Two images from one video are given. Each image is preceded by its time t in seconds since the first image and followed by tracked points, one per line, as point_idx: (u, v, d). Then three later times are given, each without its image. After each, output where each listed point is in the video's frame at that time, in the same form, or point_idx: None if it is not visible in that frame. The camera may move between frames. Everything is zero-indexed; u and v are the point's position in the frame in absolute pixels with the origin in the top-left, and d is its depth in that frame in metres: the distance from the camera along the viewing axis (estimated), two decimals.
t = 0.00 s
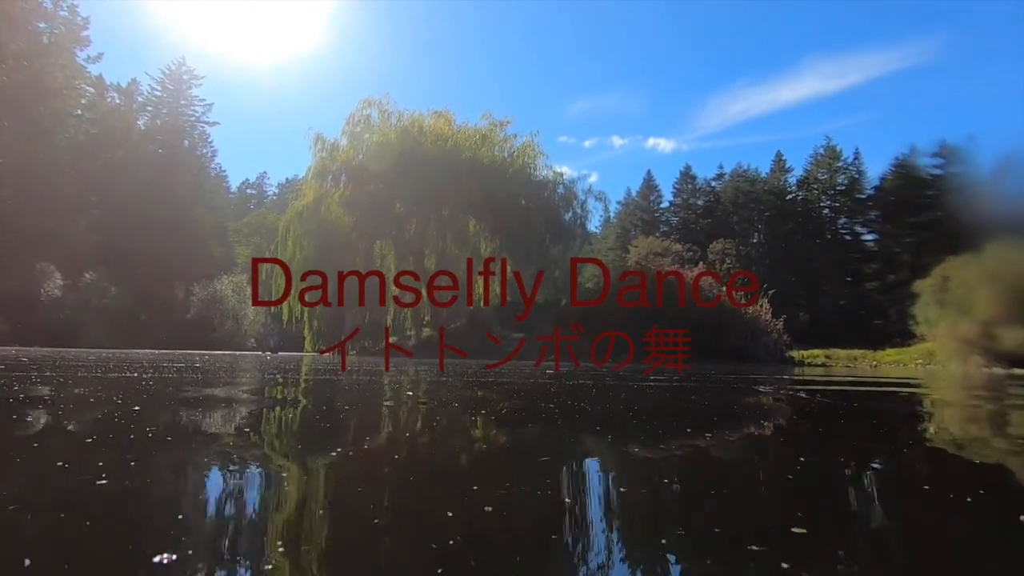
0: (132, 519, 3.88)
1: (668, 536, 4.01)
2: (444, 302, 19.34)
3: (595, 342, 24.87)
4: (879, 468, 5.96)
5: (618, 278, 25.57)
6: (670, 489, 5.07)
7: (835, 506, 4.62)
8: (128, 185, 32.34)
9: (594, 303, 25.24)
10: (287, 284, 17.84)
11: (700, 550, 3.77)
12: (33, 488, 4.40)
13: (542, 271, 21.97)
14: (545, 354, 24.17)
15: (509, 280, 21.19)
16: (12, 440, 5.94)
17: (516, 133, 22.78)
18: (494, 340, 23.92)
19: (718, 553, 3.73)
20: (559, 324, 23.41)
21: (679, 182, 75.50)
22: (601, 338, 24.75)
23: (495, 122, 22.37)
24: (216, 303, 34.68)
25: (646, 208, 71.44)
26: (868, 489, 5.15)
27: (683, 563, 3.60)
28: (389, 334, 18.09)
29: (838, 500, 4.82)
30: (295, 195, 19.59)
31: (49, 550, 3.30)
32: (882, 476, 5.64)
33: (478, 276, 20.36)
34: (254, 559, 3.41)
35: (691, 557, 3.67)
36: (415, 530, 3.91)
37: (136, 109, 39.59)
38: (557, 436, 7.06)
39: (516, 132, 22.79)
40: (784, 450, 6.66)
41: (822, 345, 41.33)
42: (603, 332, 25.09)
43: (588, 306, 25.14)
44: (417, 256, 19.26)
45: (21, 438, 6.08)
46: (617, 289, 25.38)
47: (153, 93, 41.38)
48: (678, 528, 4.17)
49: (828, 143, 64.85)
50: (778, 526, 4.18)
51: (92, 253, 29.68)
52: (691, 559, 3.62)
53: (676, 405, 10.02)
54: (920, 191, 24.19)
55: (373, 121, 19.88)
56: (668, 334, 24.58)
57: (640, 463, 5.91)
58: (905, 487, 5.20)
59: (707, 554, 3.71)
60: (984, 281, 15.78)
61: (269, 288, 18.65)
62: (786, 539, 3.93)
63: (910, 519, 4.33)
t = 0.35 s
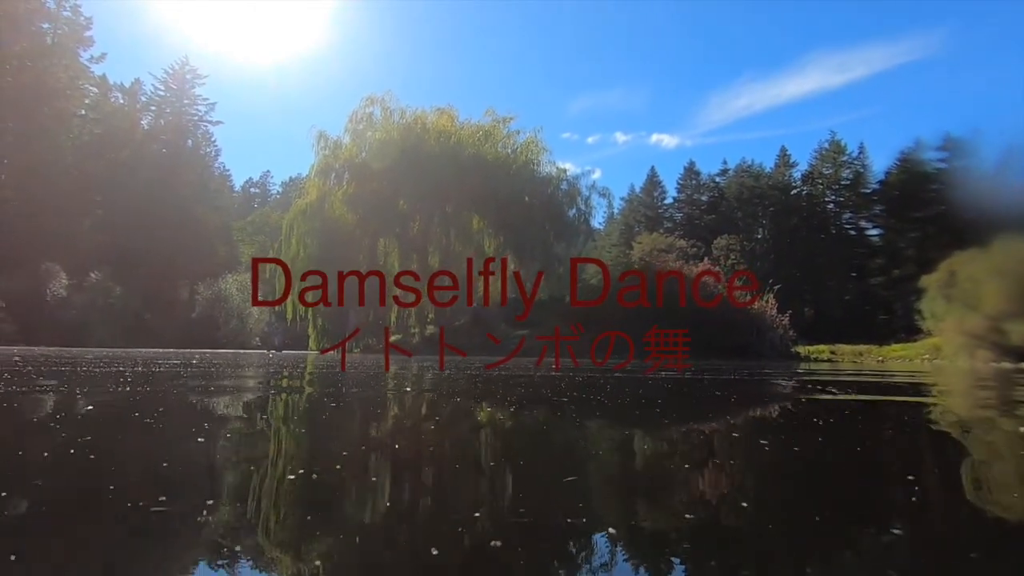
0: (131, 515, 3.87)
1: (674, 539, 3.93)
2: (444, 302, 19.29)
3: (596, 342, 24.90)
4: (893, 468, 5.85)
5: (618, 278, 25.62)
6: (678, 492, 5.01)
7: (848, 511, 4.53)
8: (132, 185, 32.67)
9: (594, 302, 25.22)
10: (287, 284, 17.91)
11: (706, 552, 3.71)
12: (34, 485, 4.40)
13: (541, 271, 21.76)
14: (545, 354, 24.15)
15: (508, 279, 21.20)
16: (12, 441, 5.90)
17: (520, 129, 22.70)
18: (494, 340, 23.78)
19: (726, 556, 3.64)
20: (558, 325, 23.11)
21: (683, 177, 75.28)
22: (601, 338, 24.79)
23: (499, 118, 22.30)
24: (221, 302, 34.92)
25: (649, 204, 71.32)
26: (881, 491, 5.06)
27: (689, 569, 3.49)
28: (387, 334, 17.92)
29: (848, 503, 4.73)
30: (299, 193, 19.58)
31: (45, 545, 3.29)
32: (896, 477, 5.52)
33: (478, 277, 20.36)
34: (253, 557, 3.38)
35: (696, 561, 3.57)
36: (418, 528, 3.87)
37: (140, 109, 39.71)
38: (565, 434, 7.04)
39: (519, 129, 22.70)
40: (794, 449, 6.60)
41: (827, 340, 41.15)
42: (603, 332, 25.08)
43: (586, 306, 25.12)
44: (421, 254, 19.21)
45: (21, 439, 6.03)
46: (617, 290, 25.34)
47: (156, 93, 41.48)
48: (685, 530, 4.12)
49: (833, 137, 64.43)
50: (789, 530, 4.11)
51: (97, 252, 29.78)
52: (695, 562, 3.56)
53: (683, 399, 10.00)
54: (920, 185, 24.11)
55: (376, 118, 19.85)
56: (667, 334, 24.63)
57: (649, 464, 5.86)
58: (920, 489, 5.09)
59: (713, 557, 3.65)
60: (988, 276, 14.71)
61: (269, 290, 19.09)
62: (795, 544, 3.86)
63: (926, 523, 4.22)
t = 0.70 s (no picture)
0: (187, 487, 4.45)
1: (676, 508, 4.44)
2: (445, 302, 19.31)
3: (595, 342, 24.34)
4: (890, 456, 6.11)
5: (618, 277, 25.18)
6: (682, 469, 5.44)
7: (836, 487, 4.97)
8: (139, 183, 32.90)
9: (594, 303, 24.91)
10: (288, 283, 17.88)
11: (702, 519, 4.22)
12: (84, 468, 4.83)
13: (542, 272, 21.56)
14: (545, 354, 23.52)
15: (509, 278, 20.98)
16: (20, 435, 5.96)
17: (525, 125, 22.61)
18: (494, 340, 23.43)
19: (722, 523, 4.14)
20: (556, 325, 22.72)
21: (689, 172, 74.92)
22: (601, 339, 24.19)
23: (504, 114, 22.21)
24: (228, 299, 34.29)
25: (655, 200, 71.00)
26: (870, 472, 5.46)
27: (689, 532, 3.99)
28: (389, 332, 17.87)
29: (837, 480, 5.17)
30: (304, 190, 19.57)
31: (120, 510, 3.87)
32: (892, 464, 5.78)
33: (478, 277, 20.38)
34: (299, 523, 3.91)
35: (697, 528, 4.05)
36: (446, 498, 4.40)
37: (147, 107, 39.79)
38: (572, 423, 7.08)
39: (525, 124, 22.61)
40: (794, 437, 6.82)
41: (835, 336, 40.88)
42: (603, 332, 24.81)
43: (586, 306, 24.83)
44: (426, 250, 19.26)
45: (29, 433, 6.08)
46: (617, 290, 24.98)
47: (162, 91, 41.43)
48: (690, 501, 4.59)
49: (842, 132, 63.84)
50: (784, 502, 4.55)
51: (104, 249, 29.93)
52: (696, 542, 3.83)
53: (690, 393, 9.86)
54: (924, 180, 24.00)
55: (381, 115, 19.82)
56: (668, 333, 24.71)
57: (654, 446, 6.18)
58: (912, 472, 5.42)
59: (712, 538, 3.92)
60: (1000, 273, 13.77)
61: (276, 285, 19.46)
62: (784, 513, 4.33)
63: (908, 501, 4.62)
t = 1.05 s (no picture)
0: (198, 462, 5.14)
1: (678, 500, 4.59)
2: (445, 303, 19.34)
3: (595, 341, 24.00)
4: (901, 459, 6.05)
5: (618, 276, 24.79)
6: (689, 474, 5.39)
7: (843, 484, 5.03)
8: (146, 180, 33.07)
9: (593, 303, 24.20)
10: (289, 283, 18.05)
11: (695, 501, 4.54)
12: (97, 461, 4.96)
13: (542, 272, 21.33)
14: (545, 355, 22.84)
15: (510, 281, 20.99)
16: (32, 429, 6.08)
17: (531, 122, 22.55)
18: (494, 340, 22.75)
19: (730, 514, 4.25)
20: (556, 326, 22.51)
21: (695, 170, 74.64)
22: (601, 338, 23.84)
23: (509, 111, 22.14)
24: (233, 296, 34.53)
25: (661, 198, 70.74)
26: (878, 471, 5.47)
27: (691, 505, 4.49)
28: (389, 331, 17.72)
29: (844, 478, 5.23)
30: (309, 187, 19.57)
31: (150, 481, 4.51)
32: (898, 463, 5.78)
33: (478, 277, 20.29)
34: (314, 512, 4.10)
35: (698, 515, 4.27)
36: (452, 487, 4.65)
37: (154, 104, 39.88)
38: (580, 434, 6.97)
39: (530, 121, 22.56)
40: (805, 445, 6.73)
41: (842, 335, 40.65)
42: (603, 332, 24.28)
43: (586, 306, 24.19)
44: (431, 247, 19.34)
45: (41, 426, 6.21)
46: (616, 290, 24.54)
47: (169, 88, 41.63)
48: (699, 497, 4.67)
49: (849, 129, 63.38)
50: (784, 497, 4.68)
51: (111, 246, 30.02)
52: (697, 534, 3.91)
53: (699, 403, 9.71)
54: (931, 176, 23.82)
55: (386, 111, 19.82)
56: (667, 334, 24.34)
57: (663, 456, 6.06)
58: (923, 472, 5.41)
59: (712, 530, 4.01)
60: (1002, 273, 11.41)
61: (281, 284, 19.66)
62: (780, 502, 4.55)
63: (918, 499, 4.62)
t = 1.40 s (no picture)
0: (214, 448, 5.63)
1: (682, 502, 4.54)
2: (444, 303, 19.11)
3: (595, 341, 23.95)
4: (915, 455, 5.91)
5: (618, 277, 24.62)
6: (696, 473, 5.28)
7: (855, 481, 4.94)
8: (153, 178, 33.27)
9: (594, 303, 24.12)
10: (291, 282, 18.14)
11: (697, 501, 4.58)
12: (110, 458, 5.08)
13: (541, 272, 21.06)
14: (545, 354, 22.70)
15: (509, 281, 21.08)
16: (44, 426, 6.21)
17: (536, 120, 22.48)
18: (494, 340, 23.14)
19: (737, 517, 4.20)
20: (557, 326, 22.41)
21: (701, 169, 74.33)
22: (601, 339, 23.78)
23: (515, 109, 22.07)
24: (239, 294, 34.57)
25: (667, 197, 70.46)
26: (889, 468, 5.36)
27: (693, 486, 4.95)
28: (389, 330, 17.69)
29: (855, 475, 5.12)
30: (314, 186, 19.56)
31: (151, 475, 4.65)
32: (909, 460, 5.69)
33: (478, 277, 20.21)
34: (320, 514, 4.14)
35: (706, 511, 4.37)
36: (454, 487, 4.69)
37: (161, 102, 39.99)
38: (586, 435, 6.84)
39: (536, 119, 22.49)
40: (816, 441, 6.58)
41: (849, 335, 40.38)
42: (603, 332, 24.21)
43: (587, 306, 24.00)
44: (437, 246, 19.37)
45: (53, 423, 6.34)
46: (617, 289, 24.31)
47: (176, 87, 41.78)
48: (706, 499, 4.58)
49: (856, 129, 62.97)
50: (792, 495, 4.64)
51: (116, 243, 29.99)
52: (709, 533, 3.97)
53: (708, 401, 9.54)
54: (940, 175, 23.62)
55: (391, 110, 19.79)
56: (667, 333, 24.31)
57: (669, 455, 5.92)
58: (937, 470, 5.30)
59: (719, 527, 4.07)
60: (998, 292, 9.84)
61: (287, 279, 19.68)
62: (787, 500, 4.52)
63: (931, 496, 4.51)
